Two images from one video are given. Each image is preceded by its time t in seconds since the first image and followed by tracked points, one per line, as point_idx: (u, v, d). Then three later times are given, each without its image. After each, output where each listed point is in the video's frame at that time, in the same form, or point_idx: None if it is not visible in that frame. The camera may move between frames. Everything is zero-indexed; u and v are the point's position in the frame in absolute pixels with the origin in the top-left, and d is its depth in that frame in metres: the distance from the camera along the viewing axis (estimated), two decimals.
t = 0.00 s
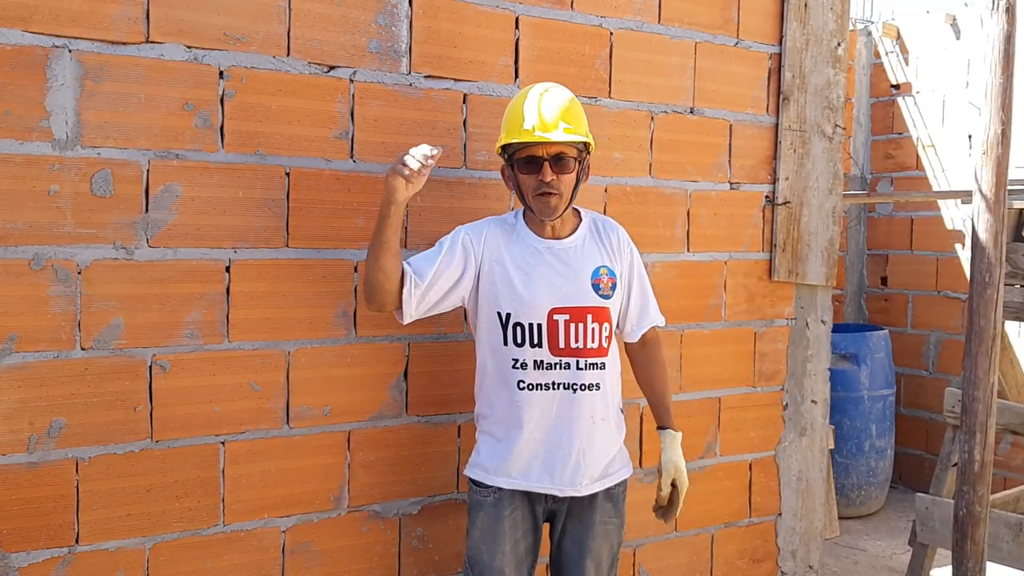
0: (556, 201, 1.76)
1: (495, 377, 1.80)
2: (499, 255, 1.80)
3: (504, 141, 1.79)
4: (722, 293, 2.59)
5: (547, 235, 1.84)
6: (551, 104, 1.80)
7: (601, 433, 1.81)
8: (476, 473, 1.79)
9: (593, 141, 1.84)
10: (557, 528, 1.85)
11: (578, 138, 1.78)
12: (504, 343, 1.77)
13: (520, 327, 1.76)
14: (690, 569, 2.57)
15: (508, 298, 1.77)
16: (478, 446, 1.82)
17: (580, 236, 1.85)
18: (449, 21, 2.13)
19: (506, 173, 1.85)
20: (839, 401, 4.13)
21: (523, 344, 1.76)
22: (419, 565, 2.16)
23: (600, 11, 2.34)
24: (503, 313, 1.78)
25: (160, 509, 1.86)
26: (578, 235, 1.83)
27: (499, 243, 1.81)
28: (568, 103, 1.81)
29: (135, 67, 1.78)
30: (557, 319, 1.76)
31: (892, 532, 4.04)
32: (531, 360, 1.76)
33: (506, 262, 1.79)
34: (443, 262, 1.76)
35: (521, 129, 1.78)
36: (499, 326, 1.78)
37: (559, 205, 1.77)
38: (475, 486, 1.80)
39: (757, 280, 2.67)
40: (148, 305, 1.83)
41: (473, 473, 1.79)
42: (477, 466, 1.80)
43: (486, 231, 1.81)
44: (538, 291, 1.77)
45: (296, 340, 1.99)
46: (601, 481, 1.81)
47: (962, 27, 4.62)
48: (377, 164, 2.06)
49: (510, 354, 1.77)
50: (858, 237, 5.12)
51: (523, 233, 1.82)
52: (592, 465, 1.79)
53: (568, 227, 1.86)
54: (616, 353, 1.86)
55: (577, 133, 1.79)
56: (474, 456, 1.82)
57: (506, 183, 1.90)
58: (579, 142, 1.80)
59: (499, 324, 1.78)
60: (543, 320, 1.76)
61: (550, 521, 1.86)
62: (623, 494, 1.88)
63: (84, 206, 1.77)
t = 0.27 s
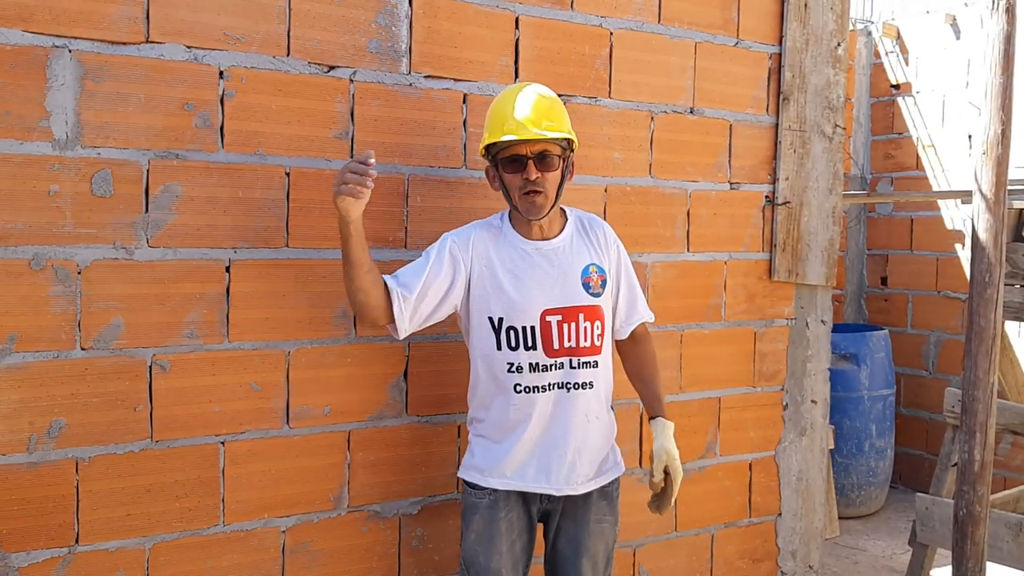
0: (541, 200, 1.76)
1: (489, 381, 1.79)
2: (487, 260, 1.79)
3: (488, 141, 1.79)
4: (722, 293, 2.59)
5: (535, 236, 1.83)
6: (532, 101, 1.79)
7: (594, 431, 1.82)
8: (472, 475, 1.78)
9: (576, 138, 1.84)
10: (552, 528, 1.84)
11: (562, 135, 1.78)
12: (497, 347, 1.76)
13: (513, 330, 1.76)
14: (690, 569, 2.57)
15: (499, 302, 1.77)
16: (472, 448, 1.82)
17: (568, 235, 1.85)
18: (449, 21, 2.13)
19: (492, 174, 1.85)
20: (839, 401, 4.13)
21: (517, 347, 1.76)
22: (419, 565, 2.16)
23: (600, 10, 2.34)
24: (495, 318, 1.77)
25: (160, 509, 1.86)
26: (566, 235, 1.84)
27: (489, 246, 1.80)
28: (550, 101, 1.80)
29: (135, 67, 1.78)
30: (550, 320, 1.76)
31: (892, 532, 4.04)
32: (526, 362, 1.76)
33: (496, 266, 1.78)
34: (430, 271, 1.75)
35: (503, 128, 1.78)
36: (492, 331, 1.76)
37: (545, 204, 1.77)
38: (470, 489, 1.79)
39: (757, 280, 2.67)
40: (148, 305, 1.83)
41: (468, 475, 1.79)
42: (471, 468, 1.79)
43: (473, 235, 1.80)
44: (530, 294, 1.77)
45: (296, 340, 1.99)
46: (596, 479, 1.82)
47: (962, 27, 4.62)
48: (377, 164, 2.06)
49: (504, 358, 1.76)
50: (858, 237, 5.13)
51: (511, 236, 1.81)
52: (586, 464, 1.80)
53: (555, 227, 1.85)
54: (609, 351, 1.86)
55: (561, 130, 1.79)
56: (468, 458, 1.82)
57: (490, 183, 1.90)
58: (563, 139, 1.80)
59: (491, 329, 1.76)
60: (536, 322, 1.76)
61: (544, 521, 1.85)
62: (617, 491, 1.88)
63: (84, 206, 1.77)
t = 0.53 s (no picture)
0: (536, 194, 1.77)
1: (478, 381, 1.78)
2: (479, 259, 1.78)
3: (483, 134, 1.79)
4: (722, 293, 2.59)
5: (528, 234, 1.84)
6: (529, 96, 1.80)
7: (583, 433, 1.82)
8: (460, 477, 1.78)
9: (570, 135, 1.86)
10: (543, 529, 1.85)
11: (557, 130, 1.79)
12: (487, 346, 1.76)
13: (503, 330, 1.75)
14: (690, 569, 2.57)
15: (490, 301, 1.76)
16: (460, 450, 1.81)
17: (559, 236, 1.85)
18: (449, 21, 2.13)
19: (485, 168, 1.85)
20: (839, 401, 4.13)
21: (507, 346, 1.75)
22: (419, 565, 2.16)
23: (600, 10, 2.34)
24: (485, 318, 1.76)
25: (160, 508, 1.86)
26: (557, 235, 1.84)
27: (480, 246, 1.79)
28: (546, 96, 1.81)
29: (135, 67, 1.78)
30: (539, 320, 1.76)
31: (893, 532, 4.04)
32: (515, 362, 1.75)
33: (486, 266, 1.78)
34: (422, 272, 1.73)
35: (499, 121, 1.77)
36: (482, 330, 1.76)
37: (539, 198, 1.78)
38: (459, 491, 1.79)
39: (757, 280, 2.67)
40: (148, 305, 1.83)
41: (456, 478, 1.78)
42: (460, 471, 1.79)
43: (464, 234, 1.79)
44: (520, 293, 1.76)
45: (296, 340, 1.99)
46: (585, 480, 1.82)
47: (962, 27, 4.62)
48: (377, 164, 2.06)
49: (494, 357, 1.76)
50: (858, 238, 5.13)
51: (503, 236, 1.81)
52: (575, 465, 1.80)
53: (547, 227, 1.86)
54: (598, 353, 1.86)
55: (556, 125, 1.80)
56: (456, 461, 1.81)
57: (483, 178, 1.90)
58: (558, 135, 1.81)
59: (481, 328, 1.76)
60: (526, 321, 1.75)
61: (534, 523, 1.85)
62: (607, 491, 1.88)
63: (84, 206, 1.77)
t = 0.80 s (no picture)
0: (532, 196, 1.77)
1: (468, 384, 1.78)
2: (472, 262, 1.77)
3: (481, 133, 1.79)
4: (723, 293, 2.59)
5: (521, 237, 1.83)
6: (529, 98, 1.79)
7: (571, 435, 1.82)
8: (447, 480, 1.77)
9: (568, 139, 1.85)
10: (532, 531, 1.85)
11: (555, 133, 1.79)
12: (478, 349, 1.76)
13: (495, 333, 1.75)
14: (690, 569, 2.57)
15: (482, 304, 1.75)
16: (447, 453, 1.81)
17: (551, 238, 1.85)
18: (449, 21, 2.13)
19: (481, 167, 1.85)
20: (839, 401, 4.13)
21: (498, 349, 1.75)
22: (419, 565, 2.16)
23: (600, 11, 2.34)
24: (477, 322, 1.75)
25: (160, 508, 1.86)
26: (549, 238, 1.84)
27: (473, 247, 1.78)
28: (546, 99, 1.81)
29: (136, 67, 1.78)
30: (530, 323, 1.77)
31: (893, 532, 4.04)
32: (506, 365, 1.76)
33: (478, 269, 1.77)
34: (433, 284, 1.73)
35: (498, 121, 1.77)
36: (473, 333, 1.76)
37: (535, 200, 1.78)
38: (447, 494, 1.79)
39: (757, 280, 2.67)
40: (148, 305, 1.83)
41: (444, 481, 1.78)
42: (447, 474, 1.78)
43: (458, 236, 1.78)
44: (512, 296, 1.76)
45: (295, 340, 1.99)
46: (573, 482, 1.81)
47: (962, 27, 4.62)
48: (377, 164, 2.06)
49: (484, 360, 1.76)
50: (858, 238, 5.13)
51: (495, 238, 1.80)
52: (563, 467, 1.79)
53: (541, 229, 1.86)
54: (589, 356, 1.85)
55: (555, 128, 1.80)
56: (444, 463, 1.81)
57: (479, 177, 1.90)
58: (556, 138, 1.81)
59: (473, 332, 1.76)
60: (517, 325, 1.76)
61: (523, 524, 1.85)
62: (594, 491, 1.88)
63: (85, 206, 1.77)
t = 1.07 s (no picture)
0: (529, 195, 1.77)
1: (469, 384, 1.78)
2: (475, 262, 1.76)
3: (477, 133, 1.79)
4: (723, 293, 2.59)
5: (519, 236, 1.83)
6: (524, 96, 1.79)
7: (571, 433, 1.83)
8: (448, 482, 1.76)
9: (564, 137, 1.85)
10: (533, 531, 1.84)
11: (551, 132, 1.78)
12: (481, 349, 1.76)
13: (497, 333, 1.75)
14: (690, 569, 2.57)
15: (485, 304, 1.75)
16: (448, 455, 1.80)
17: (549, 238, 1.86)
18: (449, 21, 2.13)
19: (479, 167, 1.85)
20: (839, 401, 4.13)
21: (500, 349, 1.76)
22: (419, 565, 2.16)
23: (600, 11, 2.34)
24: (480, 322, 1.75)
25: (160, 508, 1.86)
26: (548, 238, 1.84)
27: (474, 246, 1.77)
28: (542, 97, 1.81)
29: (136, 67, 1.78)
30: (532, 322, 1.77)
31: (893, 532, 4.04)
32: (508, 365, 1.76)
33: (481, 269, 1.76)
34: (433, 281, 1.71)
35: (494, 121, 1.77)
36: (476, 333, 1.75)
37: (533, 199, 1.78)
38: (447, 496, 1.77)
39: (757, 280, 2.67)
40: (148, 305, 1.83)
41: (445, 483, 1.76)
42: (448, 476, 1.77)
43: (459, 235, 1.77)
44: (514, 296, 1.76)
45: (296, 340, 1.99)
46: (574, 480, 1.82)
47: (962, 27, 4.62)
48: (377, 164, 2.06)
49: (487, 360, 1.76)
50: (858, 238, 5.13)
51: (496, 238, 1.79)
52: (564, 466, 1.80)
53: (539, 228, 1.86)
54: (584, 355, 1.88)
55: (551, 126, 1.80)
56: (444, 465, 1.79)
57: (476, 177, 1.90)
58: (552, 136, 1.81)
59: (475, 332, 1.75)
60: (520, 325, 1.76)
61: (523, 525, 1.86)
62: (594, 489, 1.88)
63: (85, 206, 1.77)
